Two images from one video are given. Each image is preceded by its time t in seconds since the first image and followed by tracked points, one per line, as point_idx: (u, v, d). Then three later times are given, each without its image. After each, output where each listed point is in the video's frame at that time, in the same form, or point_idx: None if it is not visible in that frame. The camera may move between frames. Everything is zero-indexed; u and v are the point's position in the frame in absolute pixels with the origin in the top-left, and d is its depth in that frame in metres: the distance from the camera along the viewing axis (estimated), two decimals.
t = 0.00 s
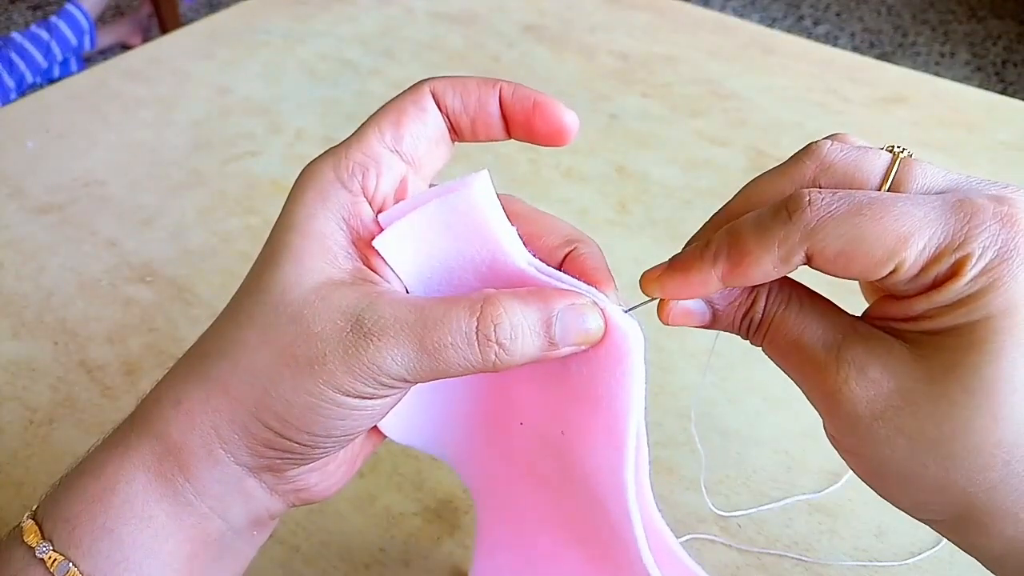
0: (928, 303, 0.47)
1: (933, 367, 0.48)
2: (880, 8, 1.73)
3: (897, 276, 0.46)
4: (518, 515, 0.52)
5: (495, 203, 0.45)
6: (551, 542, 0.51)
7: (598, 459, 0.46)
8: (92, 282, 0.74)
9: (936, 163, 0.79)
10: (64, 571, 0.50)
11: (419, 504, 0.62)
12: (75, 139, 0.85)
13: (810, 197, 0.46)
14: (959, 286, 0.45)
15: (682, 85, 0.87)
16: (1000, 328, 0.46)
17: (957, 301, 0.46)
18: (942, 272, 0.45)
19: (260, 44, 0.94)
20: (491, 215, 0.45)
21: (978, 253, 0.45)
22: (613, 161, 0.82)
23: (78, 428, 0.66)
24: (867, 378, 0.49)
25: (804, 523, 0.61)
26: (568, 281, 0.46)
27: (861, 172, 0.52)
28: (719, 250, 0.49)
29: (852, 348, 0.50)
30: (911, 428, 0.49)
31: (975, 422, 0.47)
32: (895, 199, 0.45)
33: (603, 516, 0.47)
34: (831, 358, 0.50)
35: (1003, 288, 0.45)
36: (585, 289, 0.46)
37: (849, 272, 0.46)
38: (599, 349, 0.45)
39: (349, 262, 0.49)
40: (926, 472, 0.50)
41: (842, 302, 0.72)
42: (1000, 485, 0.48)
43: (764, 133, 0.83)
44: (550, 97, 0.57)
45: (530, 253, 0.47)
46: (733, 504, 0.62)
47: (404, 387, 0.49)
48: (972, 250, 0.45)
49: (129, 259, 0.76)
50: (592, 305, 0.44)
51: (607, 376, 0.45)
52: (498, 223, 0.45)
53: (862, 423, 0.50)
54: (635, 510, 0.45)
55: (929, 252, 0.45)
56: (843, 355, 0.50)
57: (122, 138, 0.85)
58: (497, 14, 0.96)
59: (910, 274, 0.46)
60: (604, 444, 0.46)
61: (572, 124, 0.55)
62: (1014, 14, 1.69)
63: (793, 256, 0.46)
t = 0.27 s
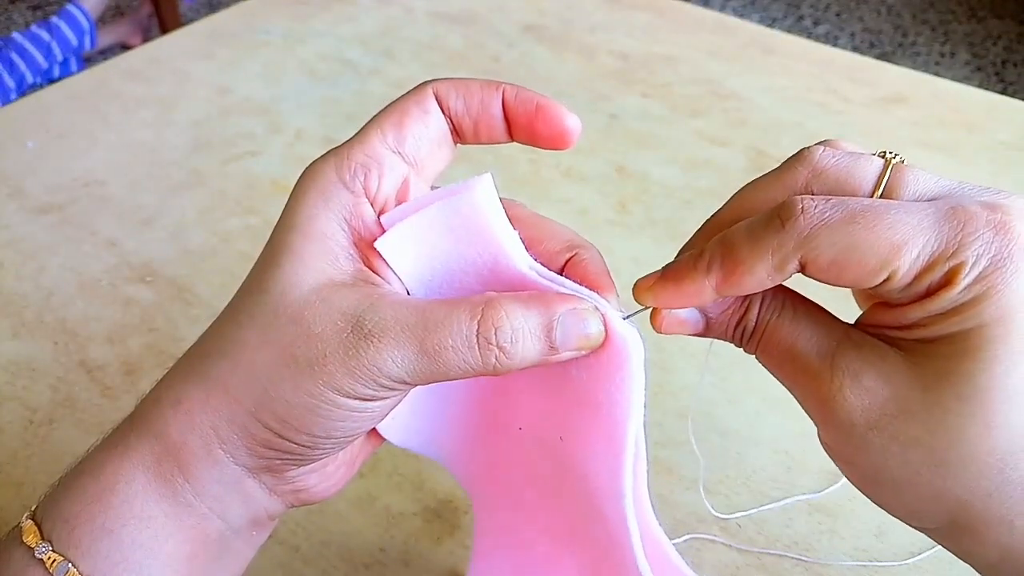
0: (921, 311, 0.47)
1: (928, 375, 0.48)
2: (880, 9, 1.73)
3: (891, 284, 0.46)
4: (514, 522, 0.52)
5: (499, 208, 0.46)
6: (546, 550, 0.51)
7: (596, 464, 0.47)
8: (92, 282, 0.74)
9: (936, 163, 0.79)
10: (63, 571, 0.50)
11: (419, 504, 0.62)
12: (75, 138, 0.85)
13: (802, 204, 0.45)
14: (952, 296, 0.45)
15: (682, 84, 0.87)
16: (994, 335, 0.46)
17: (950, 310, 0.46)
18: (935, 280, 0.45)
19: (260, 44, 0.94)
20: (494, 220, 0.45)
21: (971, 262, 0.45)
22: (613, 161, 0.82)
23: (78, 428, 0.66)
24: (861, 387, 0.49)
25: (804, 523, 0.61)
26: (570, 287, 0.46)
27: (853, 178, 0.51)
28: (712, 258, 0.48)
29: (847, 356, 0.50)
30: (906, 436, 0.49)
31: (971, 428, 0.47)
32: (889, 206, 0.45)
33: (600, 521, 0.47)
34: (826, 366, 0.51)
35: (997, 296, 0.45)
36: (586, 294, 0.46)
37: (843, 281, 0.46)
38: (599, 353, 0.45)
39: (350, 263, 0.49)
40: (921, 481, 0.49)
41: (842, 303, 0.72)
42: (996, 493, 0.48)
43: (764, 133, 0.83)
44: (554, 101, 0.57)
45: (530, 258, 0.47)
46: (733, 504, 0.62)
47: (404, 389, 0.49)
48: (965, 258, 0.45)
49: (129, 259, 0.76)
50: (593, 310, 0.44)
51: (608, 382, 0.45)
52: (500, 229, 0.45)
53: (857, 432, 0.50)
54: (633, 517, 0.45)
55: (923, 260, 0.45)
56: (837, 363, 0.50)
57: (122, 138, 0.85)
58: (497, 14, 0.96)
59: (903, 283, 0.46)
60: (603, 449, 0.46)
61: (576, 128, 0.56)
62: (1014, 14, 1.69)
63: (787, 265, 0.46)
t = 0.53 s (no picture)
0: (913, 320, 0.47)
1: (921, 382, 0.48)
2: (880, 8, 1.73)
3: (882, 292, 0.46)
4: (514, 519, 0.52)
5: (498, 205, 0.46)
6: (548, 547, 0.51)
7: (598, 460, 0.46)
8: (92, 282, 0.74)
9: (935, 163, 0.79)
10: (67, 570, 0.50)
11: (420, 504, 0.62)
12: (75, 138, 0.85)
13: (794, 215, 0.45)
14: (943, 305, 0.45)
15: (682, 84, 0.87)
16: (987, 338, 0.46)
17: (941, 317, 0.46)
18: (927, 288, 0.46)
19: (260, 43, 0.94)
20: (494, 217, 0.45)
21: (961, 270, 0.45)
22: (613, 161, 0.82)
23: (78, 428, 0.66)
24: (851, 398, 0.49)
25: (804, 523, 0.61)
26: (569, 281, 0.46)
27: (841, 191, 0.52)
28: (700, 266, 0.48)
29: (836, 368, 0.50)
30: (899, 445, 0.48)
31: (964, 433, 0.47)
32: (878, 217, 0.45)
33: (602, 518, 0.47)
34: (816, 381, 0.50)
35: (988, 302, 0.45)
36: (586, 289, 0.46)
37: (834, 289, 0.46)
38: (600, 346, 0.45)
39: (351, 261, 0.49)
40: (911, 491, 0.49)
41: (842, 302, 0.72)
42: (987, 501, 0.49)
43: (764, 133, 0.83)
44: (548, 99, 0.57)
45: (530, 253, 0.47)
46: (733, 504, 0.62)
47: (407, 385, 0.49)
48: (956, 266, 0.45)
49: (129, 259, 0.76)
50: (593, 303, 0.44)
51: (608, 375, 0.45)
52: (500, 225, 0.45)
53: (849, 445, 0.50)
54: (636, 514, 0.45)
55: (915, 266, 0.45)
56: (826, 377, 0.50)
57: (122, 138, 0.85)
58: (497, 14, 0.96)
59: (896, 290, 0.46)
60: (604, 444, 0.46)
61: (571, 125, 0.56)
62: (1014, 14, 1.69)
63: (779, 273, 0.46)
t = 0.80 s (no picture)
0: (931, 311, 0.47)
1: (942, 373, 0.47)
2: (880, 8, 1.73)
3: (899, 278, 0.48)
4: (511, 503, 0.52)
5: (478, 186, 0.46)
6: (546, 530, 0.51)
7: (592, 438, 0.47)
8: (92, 282, 0.74)
9: (935, 163, 0.79)
10: (59, 567, 0.50)
11: (419, 504, 0.62)
12: (75, 138, 0.85)
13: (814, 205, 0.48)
14: (962, 294, 0.47)
15: (682, 84, 0.87)
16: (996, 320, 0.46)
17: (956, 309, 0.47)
18: (944, 277, 0.47)
19: (260, 44, 0.94)
20: (474, 198, 0.46)
21: (978, 261, 0.46)
22: (613, 161, 0.82)
23: (78, 428, 0.66)
24: (873, 391, 0.48)
25: (804, 523, 0.61)
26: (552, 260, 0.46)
27: (853, 177, 0.52)
28: (716, 239, 0.52)
29: (855, 360, 0.48)
30: (924, 440, 0.47)
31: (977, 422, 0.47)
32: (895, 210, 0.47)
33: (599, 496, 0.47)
34: (836, 378, 0.48)
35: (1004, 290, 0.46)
36: (570, 265, 0.46)
37: (853, 272, 0.47)
38: (586, 325, 0.45)
39: (337, 248, 0.50)
40: (933, 486, 0.48)
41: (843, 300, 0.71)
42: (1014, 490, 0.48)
43: (764, 133, 0.83)
44: (527, 84, 0.57)
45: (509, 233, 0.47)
46: (733, 504, 0.62)
47: (396, 369, 0.48)
48: (975, 254, 0.46)
49: (129, 259, 0.76)
50: (576, 280, 0.44)
51: (597, 351, 0.45)
52: (480, 204, 0.46)
53: (870, 442, 0.48)
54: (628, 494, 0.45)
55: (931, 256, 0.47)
56: (848, 368, 0.48)
57: (122, 138, 0.85)
58: (497, 14, 0.96)
59: (912, 275, 0.47)
60: (596, 423, 0.46)
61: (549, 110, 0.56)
62: (1014, 14, 1.69)
63: (790, 252, 0.49)
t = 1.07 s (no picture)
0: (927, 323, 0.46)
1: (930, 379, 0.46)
2: (880, 8, 1.73)
3: (897, 282, 0.47)
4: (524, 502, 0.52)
5: (482, 186, 0.46)
6: (561, 530, 0.51)
7: (604, 437, 0.47)
8: (92, 283, 0.74)
9: (935, 163, 0.79)
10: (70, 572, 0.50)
11: (419, 504, 0.62)
12: (75, 138, 0.85)
13: (820, 184, 0.48)
14: (960, 309, 0.46)
15: (682, 85, 0.87)
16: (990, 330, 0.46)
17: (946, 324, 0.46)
18: (943, 287, 0.46)
19: (260, 44, 0.94)
20: (479, 198, 0.46)
21: (979, 276, 0.46)
22: (613, 161, 0.82)
23: (79, 428, 0.66)
24: (855, 412, 0.46)
25: (804, 523, 0.61)
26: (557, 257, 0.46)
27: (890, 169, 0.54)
28: (712, 219, 0.50)
29: (843, 378, 0.47)
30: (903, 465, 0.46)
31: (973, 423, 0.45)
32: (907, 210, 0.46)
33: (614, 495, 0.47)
34: (824, 399, 0.46)
35: (1002, 307, 0.46)
36: (579, 263, 0.46)
37: (842, 268, 0.47)
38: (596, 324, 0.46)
39: (345, 249, 0.49)
40: (913, 503, 0.47)
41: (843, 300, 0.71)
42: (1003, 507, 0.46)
43: (764, 133, 0.83)
44: (521, 86, 0.58)
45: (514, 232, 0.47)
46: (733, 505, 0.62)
47: (408, 371, 0.48)
48: (975, 270, 0.46)
49: (129, 259, 0.76)
50: (585, 278, 0.44)
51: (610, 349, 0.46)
52: (485, 204, 0.46)
53: (871, 458, 0.46)
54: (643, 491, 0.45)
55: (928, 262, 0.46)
56: (834, 384, 0.47)
57: (122, 138, 0.85)
58: (497, 14, 0.96)
59: (910, 281, 0.47)
60: (608, 422, 0.46)
61: (546, 113, 0.57)
62: (1014, 14, 1.69)
63: (787, 237, 0.48)
